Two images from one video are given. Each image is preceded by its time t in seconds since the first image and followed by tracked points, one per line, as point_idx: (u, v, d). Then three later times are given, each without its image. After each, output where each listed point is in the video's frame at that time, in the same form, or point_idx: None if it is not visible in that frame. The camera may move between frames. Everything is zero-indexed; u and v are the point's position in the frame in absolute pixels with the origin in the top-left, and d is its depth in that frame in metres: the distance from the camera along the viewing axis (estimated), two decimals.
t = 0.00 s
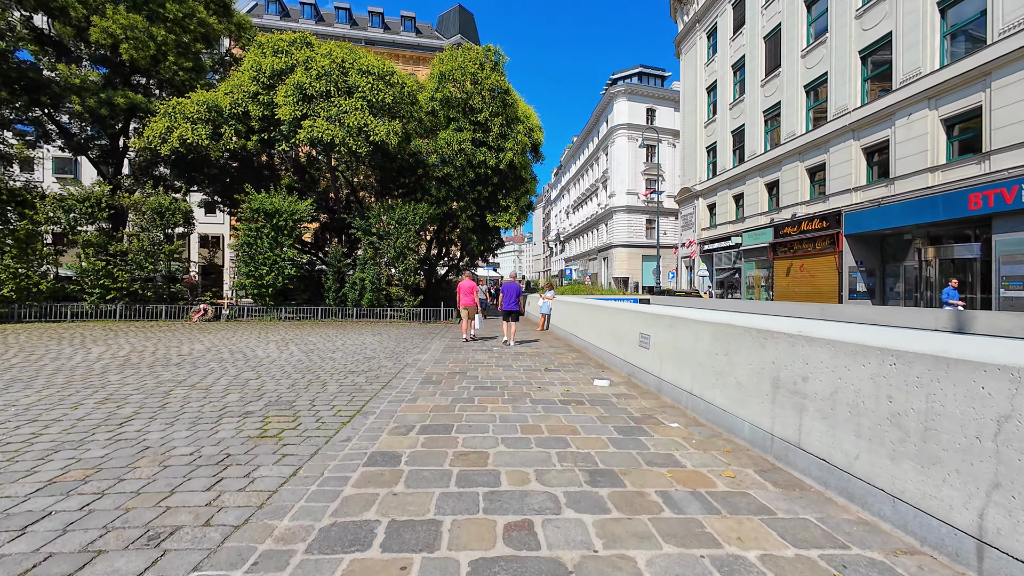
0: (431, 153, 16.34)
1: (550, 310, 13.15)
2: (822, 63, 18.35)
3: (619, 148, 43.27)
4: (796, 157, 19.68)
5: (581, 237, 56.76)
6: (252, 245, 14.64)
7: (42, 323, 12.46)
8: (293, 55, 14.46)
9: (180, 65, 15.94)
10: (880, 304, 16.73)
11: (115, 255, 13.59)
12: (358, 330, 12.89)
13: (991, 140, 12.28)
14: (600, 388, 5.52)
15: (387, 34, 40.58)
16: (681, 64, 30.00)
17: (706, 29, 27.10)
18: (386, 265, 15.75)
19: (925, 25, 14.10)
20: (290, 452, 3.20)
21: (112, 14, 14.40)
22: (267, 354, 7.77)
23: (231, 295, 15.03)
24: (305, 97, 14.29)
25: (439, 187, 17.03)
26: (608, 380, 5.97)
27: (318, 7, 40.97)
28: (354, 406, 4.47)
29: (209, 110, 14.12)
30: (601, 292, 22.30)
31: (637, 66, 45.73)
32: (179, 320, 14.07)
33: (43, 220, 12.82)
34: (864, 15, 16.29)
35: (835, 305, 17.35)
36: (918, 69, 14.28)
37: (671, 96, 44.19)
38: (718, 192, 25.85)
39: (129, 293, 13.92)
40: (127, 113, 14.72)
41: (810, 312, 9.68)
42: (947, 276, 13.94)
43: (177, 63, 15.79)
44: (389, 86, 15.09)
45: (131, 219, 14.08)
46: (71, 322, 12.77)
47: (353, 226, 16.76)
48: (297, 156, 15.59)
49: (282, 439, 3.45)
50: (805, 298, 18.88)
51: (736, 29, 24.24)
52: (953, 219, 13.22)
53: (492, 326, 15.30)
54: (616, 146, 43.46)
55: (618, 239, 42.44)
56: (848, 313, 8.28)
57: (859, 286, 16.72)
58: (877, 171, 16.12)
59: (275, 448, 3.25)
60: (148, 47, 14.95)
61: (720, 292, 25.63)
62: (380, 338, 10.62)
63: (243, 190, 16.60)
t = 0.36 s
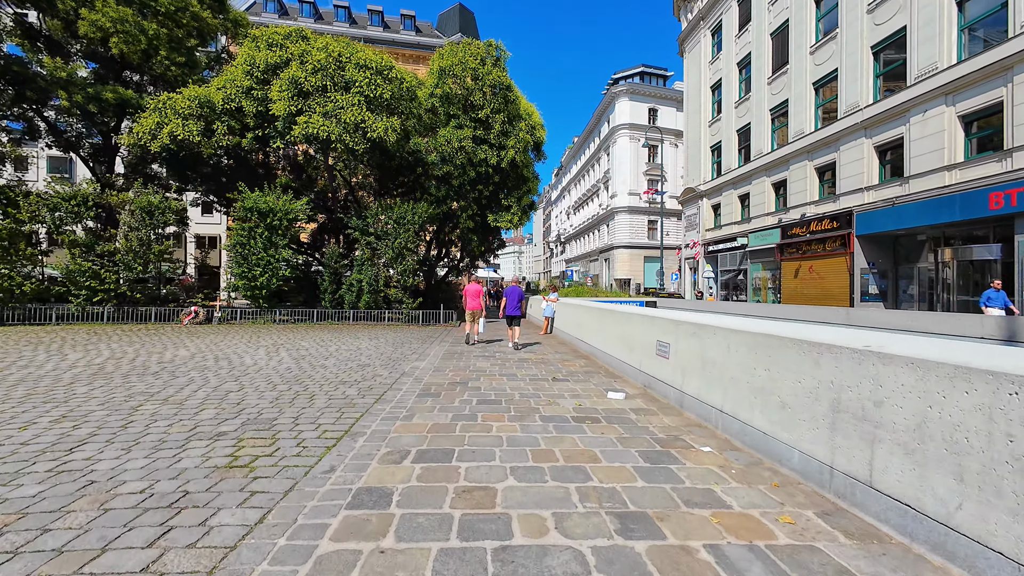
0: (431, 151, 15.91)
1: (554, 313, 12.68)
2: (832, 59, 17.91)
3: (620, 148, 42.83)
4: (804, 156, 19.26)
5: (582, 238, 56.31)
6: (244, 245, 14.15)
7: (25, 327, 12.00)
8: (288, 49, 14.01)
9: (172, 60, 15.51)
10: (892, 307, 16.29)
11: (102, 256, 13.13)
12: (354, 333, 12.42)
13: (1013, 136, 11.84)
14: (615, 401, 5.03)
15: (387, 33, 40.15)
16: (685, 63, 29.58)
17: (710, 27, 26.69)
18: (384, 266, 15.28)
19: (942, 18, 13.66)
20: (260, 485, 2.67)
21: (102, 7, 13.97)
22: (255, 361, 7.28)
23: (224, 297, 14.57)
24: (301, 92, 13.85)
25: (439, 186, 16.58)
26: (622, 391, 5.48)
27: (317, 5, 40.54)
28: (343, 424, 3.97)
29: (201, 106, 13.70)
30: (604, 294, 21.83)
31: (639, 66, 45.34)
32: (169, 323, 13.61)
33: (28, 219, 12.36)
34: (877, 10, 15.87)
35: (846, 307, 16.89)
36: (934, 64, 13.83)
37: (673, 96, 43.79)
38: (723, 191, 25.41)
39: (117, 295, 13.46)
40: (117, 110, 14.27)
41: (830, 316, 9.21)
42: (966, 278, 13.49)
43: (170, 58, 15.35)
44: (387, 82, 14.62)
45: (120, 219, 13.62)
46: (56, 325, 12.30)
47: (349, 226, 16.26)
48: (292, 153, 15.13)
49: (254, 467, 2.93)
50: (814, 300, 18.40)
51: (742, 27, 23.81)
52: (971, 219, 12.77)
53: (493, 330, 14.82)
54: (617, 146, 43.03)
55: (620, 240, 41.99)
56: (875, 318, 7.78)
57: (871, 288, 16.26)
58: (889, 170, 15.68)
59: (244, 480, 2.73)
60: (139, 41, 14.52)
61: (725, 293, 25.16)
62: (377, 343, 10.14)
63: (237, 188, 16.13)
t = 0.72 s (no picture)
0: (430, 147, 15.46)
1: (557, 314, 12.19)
2: (842, 54, 17.46)
3: (622, 148, 42.39)
4: (812, 154, 18.83)
5: (582, 239, 55.87)
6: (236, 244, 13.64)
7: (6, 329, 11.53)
8: (282, 41, 13.54)
9: (163, 53, 15.05)
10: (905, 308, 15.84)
11: (87, 255, 12.62)
12: (349, 335, 11.96)
13: None
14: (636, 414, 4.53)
15: (386, 31, 39.74)
16: (689, 60, 29.15)
17: (715, 24, 26.23)
18: (381, 266, 14.78)
19: (958, 10, 13.20)
20: (213, 531, 2.17)
21: None
22: (240, 366, 6.80)
23: (214, 297, 14.07)
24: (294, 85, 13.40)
25: (438, 183, 16.12)
26: (639, 401, 5.00)
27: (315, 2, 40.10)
28: (327, 445, 3.44)
29: (191, 100, 13.24)
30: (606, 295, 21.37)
31: (640, 65, 44.86)
32: (158, 325, 13.14)
33: (10, 217, 11.89)
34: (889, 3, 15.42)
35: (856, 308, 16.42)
36: (950, 57, 13.37)
37: (675, 95, 43.32)
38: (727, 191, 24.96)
39: (104, 296, 12.99)
40: (105, 104, 13.83)
41: (851, 318, 8.74)
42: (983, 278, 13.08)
43: (160, 51, 14.89)
44: (384, 75, 14.14)
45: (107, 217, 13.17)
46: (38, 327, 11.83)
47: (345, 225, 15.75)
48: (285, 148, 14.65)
49: (213, 504, 2.43)
50: (823, 301, 17.96)
51: (747, 22, 23.36)
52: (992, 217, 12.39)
53: (494, 332, 14.33)
54: (618, 145, 42.61)
55: (621, 240, 41.54)
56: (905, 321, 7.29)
57: (883, 289, 15.80)
58: (902, 167, 15.23)
59: (196, 524, 2.23)
60: (127, 34, 14.08)
61: (730, 295, 24.69)
62: (373, 346, 9.66)
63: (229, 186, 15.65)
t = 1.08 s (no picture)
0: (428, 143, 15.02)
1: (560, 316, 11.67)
2: (851, 49, 17.02)
3: (622, 147, 41.93)
4: (820, 151, 18.40)
5: (582, 239, 55.38)
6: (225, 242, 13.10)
7: None
8: (274, 31, 13.04)
9: (151, 45, 14.55)
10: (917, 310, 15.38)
11: (69, 253, 12.07)
12: (342, 337, 11.45)
13: None
14: (657, 427, 4.03)
15: (384, 29, 39.28)
16: (691, 58, 28.74)
17: (718, 20, 25.80)
18: (377, 266, 14.25)
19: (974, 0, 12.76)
20: None
21: None
22: (221, 371, 6.29)
23: (202, 298, 13.53)
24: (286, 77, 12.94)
25: (436, 180, 15.64)
26: (657, 412, 4.49)
27: None
28: (302, 467, 2.92)
29: (178, 92, 12.75)
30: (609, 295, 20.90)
31: (642, 63, 44.41)
32: (143, 326, 12.63)
33: None
34: None
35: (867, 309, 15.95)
36: (966, 49, 12.93)
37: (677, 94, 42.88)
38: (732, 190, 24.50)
39: (87, 297, 12.49)
40: (90, 96, 13.35)
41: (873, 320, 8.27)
42: (1000, 278, 12.63)
43: (148, 43, 14.39)
44: (381, 67, 13.65)
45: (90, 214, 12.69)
46: (17, 329, 11.31)
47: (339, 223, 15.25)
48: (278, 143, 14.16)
49: (144, 557, 1.92)
50: (832, 302, 17.49)
51: (752, 18, 22.93)
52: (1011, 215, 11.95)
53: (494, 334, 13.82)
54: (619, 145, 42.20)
55: (621, 241, 41.08)
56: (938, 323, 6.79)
57: (895, 290, 15.34)
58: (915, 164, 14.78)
59: None
60: (115, 25, 13.62)
61: (734, 295, 24.23)
62: (367, 348, 9.16)
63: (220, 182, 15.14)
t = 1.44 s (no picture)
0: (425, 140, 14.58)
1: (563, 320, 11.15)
2: (859, 45, 16.62)
3: (622, 148, 41.50)
4: (826, 150, 18.00)
5: (581, 241, 54.96)
6: (211, 241, 12.54)
7: None
8: (264, 23, 12.55)
9: (137, 38, 14.01)
10: (928, 312, 14.98)
11: (48, 254, 11.53)
12: (334, 342, 10.94)
13: None
14: (681, 452, 3.53)
15: (382, 27, 38.81)
16: (693, 56, 28.36)
17: (720, 18, 25.41)
18: (371, 267, 13.73)
19: None
20: None
21: None
22: (196, 383, 5.77)
23: (189, 300, 12.99)
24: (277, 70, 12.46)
25: (433, 179, 15.13)
26: (678, 432, 4.00)
27: None
28: (265, 512, 2.42)
29: (164, 86, 12.26)
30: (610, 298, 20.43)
31: (641, 63, 44.01)
32: (126, 331, 12.10)
33: None
34: None
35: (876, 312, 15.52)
36: (981, 44, 12.51)
37: (677, 94, 42.51)
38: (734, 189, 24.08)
39: (67, 300, 12.04)
40: (72, 91, 12.84)
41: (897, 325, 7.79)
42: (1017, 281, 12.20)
43: (134, 35, 13.86)
44: (375, 60, 13.14)
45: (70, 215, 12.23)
46: None
47: (332, 223, 14.72)
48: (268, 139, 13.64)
49: None
50: (839, 304, 17.07)
51: (755, 15, 22.54)
52: None
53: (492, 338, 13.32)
54: (618, 145, 41.79)
55: (621, 242, 40.67)
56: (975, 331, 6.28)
57: (905, 292, 14.92)
58: (926, 163, 14.37)
59: None
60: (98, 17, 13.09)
61: (737, 297, 23.80)
62: (359, 355, 8.65)
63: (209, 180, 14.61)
